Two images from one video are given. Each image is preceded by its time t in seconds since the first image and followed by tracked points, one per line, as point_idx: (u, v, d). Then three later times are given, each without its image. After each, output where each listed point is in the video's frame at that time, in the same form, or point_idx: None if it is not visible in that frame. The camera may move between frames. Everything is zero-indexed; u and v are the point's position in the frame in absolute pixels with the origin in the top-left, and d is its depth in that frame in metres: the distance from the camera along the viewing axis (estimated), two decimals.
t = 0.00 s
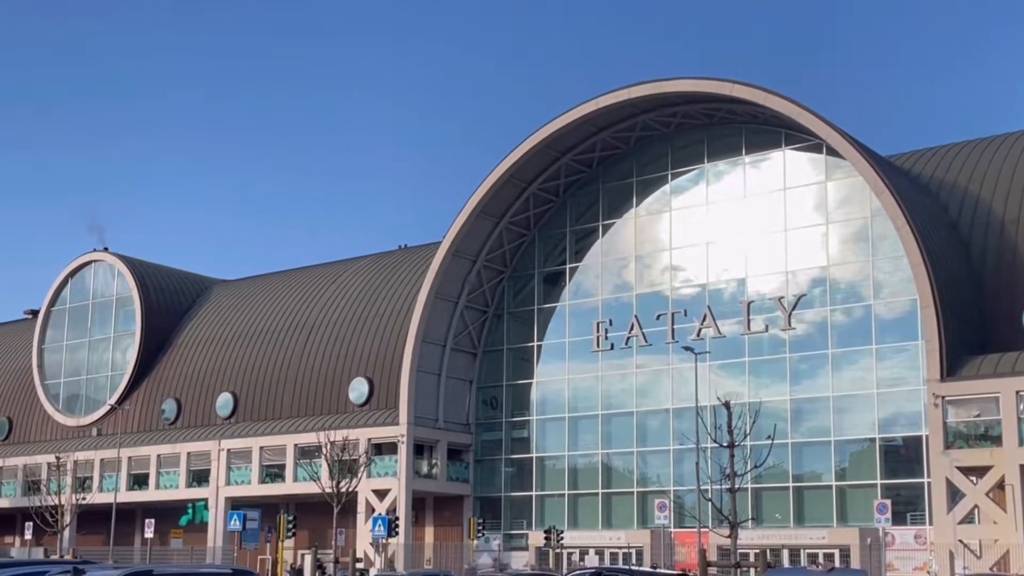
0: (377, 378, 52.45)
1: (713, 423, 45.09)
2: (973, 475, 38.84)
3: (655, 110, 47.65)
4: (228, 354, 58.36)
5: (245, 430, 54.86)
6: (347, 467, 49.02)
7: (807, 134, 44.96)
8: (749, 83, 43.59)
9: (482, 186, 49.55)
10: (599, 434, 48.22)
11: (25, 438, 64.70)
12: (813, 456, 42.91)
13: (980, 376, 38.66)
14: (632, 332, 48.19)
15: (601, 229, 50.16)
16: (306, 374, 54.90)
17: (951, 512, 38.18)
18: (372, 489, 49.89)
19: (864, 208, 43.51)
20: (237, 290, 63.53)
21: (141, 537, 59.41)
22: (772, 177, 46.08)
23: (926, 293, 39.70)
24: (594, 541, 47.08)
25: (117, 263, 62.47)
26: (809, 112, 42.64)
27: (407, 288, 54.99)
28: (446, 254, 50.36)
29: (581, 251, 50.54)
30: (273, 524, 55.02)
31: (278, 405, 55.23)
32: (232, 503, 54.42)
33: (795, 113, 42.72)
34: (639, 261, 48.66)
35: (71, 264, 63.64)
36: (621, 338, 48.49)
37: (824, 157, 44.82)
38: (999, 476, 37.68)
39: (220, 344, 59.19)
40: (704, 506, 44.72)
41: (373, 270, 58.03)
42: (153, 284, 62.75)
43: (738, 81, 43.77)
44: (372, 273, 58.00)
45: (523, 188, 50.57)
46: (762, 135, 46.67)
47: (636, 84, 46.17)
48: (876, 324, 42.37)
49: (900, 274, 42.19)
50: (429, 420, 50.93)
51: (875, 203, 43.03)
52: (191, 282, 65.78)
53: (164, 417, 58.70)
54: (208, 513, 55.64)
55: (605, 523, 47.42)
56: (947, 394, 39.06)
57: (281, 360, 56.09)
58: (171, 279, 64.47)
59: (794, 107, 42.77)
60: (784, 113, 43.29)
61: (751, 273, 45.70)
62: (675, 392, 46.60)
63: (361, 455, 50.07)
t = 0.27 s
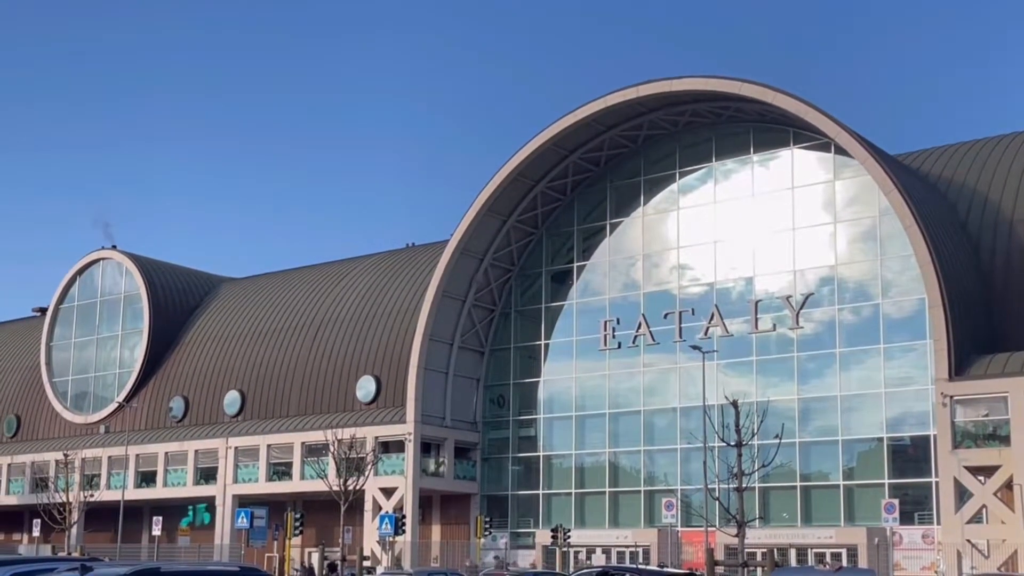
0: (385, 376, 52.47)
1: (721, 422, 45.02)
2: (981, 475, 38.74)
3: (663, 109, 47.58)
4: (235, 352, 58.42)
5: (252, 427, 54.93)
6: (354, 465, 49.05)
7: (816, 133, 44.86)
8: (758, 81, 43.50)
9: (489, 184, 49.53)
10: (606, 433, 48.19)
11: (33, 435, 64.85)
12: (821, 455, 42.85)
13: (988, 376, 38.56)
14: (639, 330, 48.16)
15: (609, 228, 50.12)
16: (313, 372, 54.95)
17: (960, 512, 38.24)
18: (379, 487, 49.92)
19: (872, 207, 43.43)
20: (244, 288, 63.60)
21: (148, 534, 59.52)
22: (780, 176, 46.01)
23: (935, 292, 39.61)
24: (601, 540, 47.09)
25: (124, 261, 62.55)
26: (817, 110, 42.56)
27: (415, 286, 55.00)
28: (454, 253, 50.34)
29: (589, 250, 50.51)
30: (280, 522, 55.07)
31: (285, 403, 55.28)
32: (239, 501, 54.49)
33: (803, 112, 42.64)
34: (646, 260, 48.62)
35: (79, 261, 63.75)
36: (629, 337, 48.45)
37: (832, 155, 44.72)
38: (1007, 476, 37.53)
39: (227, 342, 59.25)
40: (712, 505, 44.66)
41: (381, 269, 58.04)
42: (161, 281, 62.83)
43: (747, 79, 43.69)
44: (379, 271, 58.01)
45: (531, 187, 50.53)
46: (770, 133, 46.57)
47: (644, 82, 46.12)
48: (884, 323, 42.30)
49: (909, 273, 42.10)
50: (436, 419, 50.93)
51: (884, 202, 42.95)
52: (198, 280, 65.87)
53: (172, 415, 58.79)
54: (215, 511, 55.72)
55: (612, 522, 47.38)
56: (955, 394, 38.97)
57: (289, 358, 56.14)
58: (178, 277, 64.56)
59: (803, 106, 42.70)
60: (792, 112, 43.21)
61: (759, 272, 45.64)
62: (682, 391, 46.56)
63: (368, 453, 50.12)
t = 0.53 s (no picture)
0: (388, 374, 52.50)
1: (724, 421, 45.02)
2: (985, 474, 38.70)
3: (667, 108, 47.55)
4: (239, 350, 58.48)
5: (256, 426, 54.98)
6: (358, 464, 49.09)
7: (820, 132, 44.82)
8: (762, 80, 43.47)
9: (493, 183, 49.53)
10: (610, 432, 48.20)
11: (37, 432, 64.94)
12: (825, 454, 42.84)
13: (993, 375, 38.52)
14: (643, 330, 48.14)
15: (613, 227, 50.10)
16: (317, 371, 54.97)
17: (963, 511, 38.04)
18: (383, 486, 49.94)
19: (876, 206, 43.40)
20: (248, 287, 63.66)
21: (152, 531, 59.71)
22: (785, 175, 45.99)
23: (939, 291, 39.57)
24: (605, 538, 47.10)
25: (129, 259, 62.61)
26: (822, 109, 42.51)
27: (419, 284, 55.01)
28: (457, 251, 50.34)
29: (593, 249, 50.50)
30: (283, 520, 55.12)
31: (289, 401, 55.32)
32: (243, 499, 54.55)
33: (808, 111, 42.60)
34: (650, 259, 48.62)
35: (83, 259, 63.81)
36: (632, 336, 48.44)
37: (837, 155, 44.69)
38: (1011, 476, 37.54)
39: (231, 340, 59.30)
40: (715, 504, 44.63)
41: (385, 267, 58.06)
42: (165, 279, 62.89)
43: (751, 78, 43.65)
44: (383, 270, 58.04)
45: (535, 185, 50.52)
46: (775, 132, 46.54)
47: (648, 81, 46.09)
48: (888, 322, 42.28)
49: (913, 272, 42.07)
50: (440, 417, 50.95)
51: (888, 202, 42.91)
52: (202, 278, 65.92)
53: (176, 412, 58.84)
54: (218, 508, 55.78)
55: (615, 521, 47.39)
56: (959, 394, 38.92)
57: (293, 356, 56.19)
58: (182, 275, 64.63)
59: (807, 105, 42.66)
60: (797, 111, 43.17)
61: (763, 271, 45.62)
62: (686, 391, 46.54)
63: (372, 451, 50.16)
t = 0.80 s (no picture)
0: (389, 373, 52.51)
1: (724, 420, 45.01)
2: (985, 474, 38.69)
3: (669, 107, 47.52)
4: (239, 348, 58.49)
5: (256, 423, 54.99)
6: (358, 462, 49.08)
7: (822, 132, 44.81)
8: (763, 80, 43.45)
9: (494, 182, 49.52)
10: (610, 431, 48.20)
11: (38, 429, 64.96)
12: (825, 454, 42.83)
13: (994, 376, 38.50)
14: (644, 329, 48.13)
15: (614, 226, 50.09)
16: (318, 369, 54.98)
17: (964, 511, 38.04)
18: (383, 484, 49.93)
19: (878, 206, 43.38)
20: (249, 285, 63.65)
21: (152, 529, 59.57)
22: (786, 174, 45.97)
23: (940, 291, 39.55)
24: (605, 537, 47.10)
25: (129, 256, 62.61)
26: (824, 109, 42.48)
27: (419, 283, 55.01)
28: (458, 250, 50.33)
29: (593, 248, 50.49)
30: (284, 518, 55.15)
31: (290, 399, 55.32)
32: (243, 496, 54.58)
33: (809, 111, 42.58)
34: (651, 258, 48.61)
35: (84, 257, 63.81)
36: (633, 335, 48.43)
37: (838, 154, 44.67)
38: (1011, 476, 37.53)
39: (232, 338, 59.30)
40: (715, 504, 44.63)
41: (386, 266, 58.05)
42: (166, 277, 62.89)
43: (753, 78, 43.63)
44: (384, 268, 58.03)
45: (536, 184, 50.51)
46: (776, 132, 46.53)
47: (650, 80, 46.06)
48: (889, 322, 42.27)
49: (914, 272, 42.05)
50: (440, 416, 50.94)
51: (889, 202, 42.90)
52: (203, 276, 65.92)
53: (176, 410, 58.86)
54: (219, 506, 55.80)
55: (615, 520, 47.38)
56: (959, 393, 38.91)
57: (293, 354, 56.19)
58: (183, 273, 64.63)
59: (808, 105, 42.63)
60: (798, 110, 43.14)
61: (764, 271, 45.61)
62: (687, 390, 46.52)
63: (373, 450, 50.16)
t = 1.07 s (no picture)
0: (387, 371, 52.51)
1: (723, 420, 45.04)
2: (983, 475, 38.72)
3: (668, 106, 47.51)
4: (237, 347, 58.46)
5: (254, 422, 54.98)
6: (356, 460, 49.06)
7: (821, 132, 44.82)
8: (763, 80, 43.44)
9: (493, 181, 49.51)
10: (608, 431, 48.20)
11: (36, 427, 64.94)
12: (823, 454, 42.84)
13: (992, 376, 38.51)
14: (642, 329, 48.14)
15: (612, 225, 50.09)
16: (316, 367, 54.97)
17: (962, 511, 38.10)
18: (381, 483, 49.91)
19: (876, 206, 43.40)
20: (247, 283, 63.63)
21: (150, 527, 59.49)
22: (785, 174, 45.99)
23: (938, 291, 39.57)
24: (602, 536, 47.09)
25: (128, 254, 62.58)
26: (823, 109, 42.47)
27: (418, 282, 55.00)
28: (457, 249, 50.32)
29: (592, 247, 50.50)
30: (281, 517, 55.15)
31: (288, 398, 55.30)
32: (241, 495, 54.57)
33: (808, 111, 42.58)
34: (650, 258, 48.61)
35: (82, 255, 63.80)
36: (631, 334, 48.44)
37: (837, 155, 44.68)
38: (1009, 476, 37.53)
39: (230, 336, 59.30)
40: (713, 503, 44.64)
41: (384, 264, 58.04)
42: (164, 275, 62.86)
43: (752, 78, 43.62)
44: (382, 267, 58.03)
45: (535, 184, 50.51)
46: (775, 132, 46.53)
47: (649, 80, 46.06)
48: (887, 322, 42.29)
49: (913, 273, 42.07)
50: (438, 415, 50.94)
51: (888, 202, 42.92)
52: (201, 274, 65.90)
53: (174, 408, 58.84)
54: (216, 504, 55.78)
55: (613, 519, 47.40)
56: (957, 394, 38.94)
57: (291, 353, 56.18)
58: (182, 271, 64.60)
59: (808, 105, 42.63)
60: (797, 111, 43.14)
61: (762, 271, 45.62)
62: (685, 391, 46.53)
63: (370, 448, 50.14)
